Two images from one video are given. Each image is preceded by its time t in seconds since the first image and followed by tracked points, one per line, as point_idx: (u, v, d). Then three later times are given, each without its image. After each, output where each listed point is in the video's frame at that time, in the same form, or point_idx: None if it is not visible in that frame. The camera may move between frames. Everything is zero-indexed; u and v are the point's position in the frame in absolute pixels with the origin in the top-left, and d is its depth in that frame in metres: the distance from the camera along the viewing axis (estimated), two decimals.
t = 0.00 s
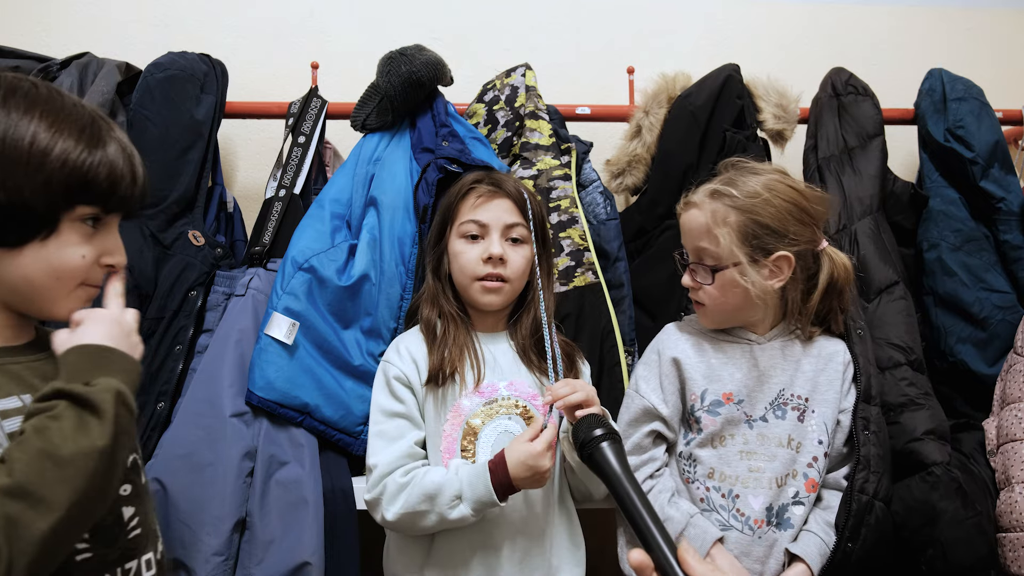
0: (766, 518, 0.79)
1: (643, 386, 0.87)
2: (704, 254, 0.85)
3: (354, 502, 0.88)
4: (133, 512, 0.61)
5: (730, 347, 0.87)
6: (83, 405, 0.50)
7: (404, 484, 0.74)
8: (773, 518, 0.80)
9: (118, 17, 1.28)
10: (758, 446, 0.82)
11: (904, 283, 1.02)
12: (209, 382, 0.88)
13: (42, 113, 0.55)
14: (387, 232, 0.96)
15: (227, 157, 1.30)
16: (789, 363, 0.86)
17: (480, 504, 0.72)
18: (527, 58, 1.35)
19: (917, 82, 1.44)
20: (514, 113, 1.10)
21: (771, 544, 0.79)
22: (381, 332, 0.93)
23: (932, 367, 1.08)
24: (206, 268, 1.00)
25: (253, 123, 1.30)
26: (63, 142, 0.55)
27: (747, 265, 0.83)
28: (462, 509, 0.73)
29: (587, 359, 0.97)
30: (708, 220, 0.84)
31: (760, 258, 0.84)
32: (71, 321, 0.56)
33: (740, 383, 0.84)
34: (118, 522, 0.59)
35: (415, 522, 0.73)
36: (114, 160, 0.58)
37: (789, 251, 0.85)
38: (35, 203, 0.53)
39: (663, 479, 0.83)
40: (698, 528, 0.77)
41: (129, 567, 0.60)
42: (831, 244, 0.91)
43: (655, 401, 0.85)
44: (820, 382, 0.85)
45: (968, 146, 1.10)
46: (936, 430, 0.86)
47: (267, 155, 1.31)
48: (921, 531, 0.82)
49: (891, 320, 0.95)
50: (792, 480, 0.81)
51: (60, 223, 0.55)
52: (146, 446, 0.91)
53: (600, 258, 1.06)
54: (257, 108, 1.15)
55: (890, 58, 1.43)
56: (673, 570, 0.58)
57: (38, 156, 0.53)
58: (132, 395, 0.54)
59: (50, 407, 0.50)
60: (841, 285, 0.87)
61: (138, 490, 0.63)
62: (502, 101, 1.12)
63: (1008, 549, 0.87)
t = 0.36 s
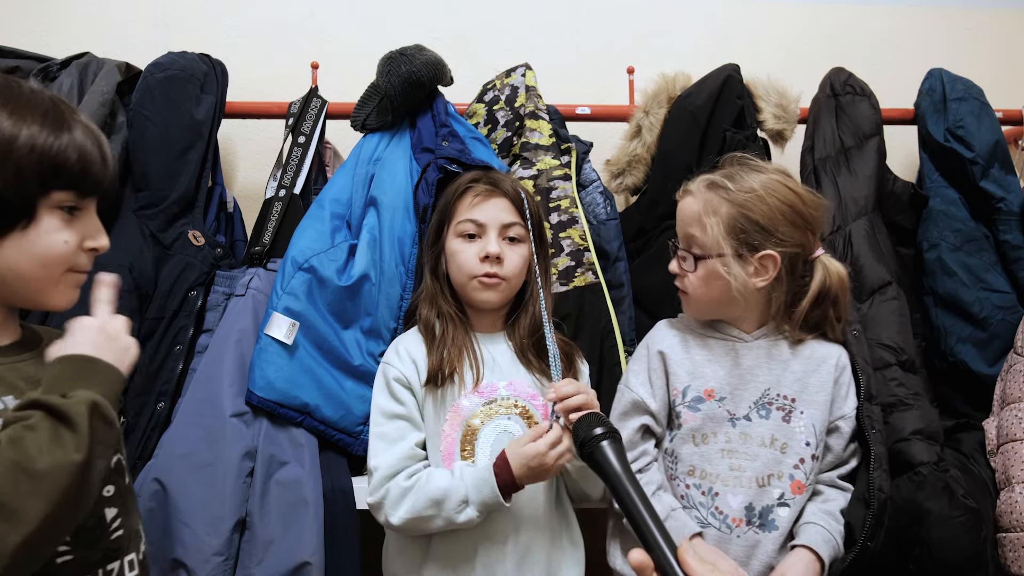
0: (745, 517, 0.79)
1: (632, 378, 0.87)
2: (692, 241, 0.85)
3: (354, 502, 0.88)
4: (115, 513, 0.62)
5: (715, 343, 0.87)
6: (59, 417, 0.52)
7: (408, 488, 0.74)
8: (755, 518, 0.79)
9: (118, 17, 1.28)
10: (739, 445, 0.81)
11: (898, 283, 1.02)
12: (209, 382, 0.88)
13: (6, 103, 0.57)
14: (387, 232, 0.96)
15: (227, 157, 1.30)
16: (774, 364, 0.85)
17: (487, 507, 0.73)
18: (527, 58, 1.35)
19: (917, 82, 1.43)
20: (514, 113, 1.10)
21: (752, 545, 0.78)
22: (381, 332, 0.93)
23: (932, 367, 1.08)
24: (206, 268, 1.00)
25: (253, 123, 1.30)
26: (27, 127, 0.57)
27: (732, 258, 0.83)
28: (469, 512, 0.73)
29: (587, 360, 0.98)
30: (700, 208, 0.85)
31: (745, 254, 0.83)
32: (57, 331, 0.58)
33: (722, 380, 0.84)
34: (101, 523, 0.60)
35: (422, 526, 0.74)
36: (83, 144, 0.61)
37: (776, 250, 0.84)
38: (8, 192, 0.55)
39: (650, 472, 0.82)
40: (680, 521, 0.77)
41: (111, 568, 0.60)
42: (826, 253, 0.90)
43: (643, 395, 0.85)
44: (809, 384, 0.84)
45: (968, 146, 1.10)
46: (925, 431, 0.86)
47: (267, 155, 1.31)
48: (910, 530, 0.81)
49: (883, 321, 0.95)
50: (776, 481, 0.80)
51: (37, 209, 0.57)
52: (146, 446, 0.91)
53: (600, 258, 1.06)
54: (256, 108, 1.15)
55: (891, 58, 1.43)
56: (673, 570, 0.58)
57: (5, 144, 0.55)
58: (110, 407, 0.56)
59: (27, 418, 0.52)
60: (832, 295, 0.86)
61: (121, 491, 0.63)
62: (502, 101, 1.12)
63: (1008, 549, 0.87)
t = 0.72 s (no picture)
0: (739, 515, 0.79)
1: (621, 382, 0.87)
2: (677, 238, 0.85)
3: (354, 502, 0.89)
4: (108, 510, 0.62)
5: (700, 343, 0.86)
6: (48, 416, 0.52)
7: (386, 480, 0.75)
8: (750, 516, 0.79)
9: (118, 17, 1.28)
10: (729, 444, 0.81)
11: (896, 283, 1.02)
12: (209, 382, 0.88)
13: None
14: (387, 232, 0.96)
15: (227, 157, 1.30)
16: (759, 363, 0.84)
17: (457, 496, 0.72)
18: (527, 58, 1.35)
19: (917, 82, 1.43)
20: (513, 113, 1.10)
21: (750, 543, 0.78)
22: (381, 332, 0.93)
23: (932, 367, 1.08)
24: (206, 268, 1.00)
25: (253, 122, 1.30)
26: (4, 125, 0.58)
27: (717, 259, 0.83)
28: (439, 500, 0.73)
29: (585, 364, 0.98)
30: (687, 209, 0.84)
31: (730, 256, 0.83)
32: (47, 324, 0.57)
33: (710, 380, 0.84)
34: (94, 520, 0.60)
35: (397, 516, 0.74)
36: (61, 142, 0.61)
37: (760, 253, 0.84)
38: None
39: (644, 472, 0.82)
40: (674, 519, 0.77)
41: (106, 564, 0.61)
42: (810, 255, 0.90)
43: (632, 398, 0.85)
44: (794, 381, 0.84)
45: (968, 146, 1.10)
46: (919, 430, 0.87)
47: (267, 155, 1.31)
48: (901, 530, 0.82)
49: (879, 320, 0.96)
50: (769, 478, 0.80)
51: (15, 208, 0.58)
52: (146, 446, 0.91)
53: (600, 258, 1.06)
54: (256, 108, 1.15)
55: (891, 58, 1.43)
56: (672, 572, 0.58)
57: None
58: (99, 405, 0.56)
59: (15, 416, 0.52)
60: (816, 295, 0.87)
61: (115, 488, 0.64)
62: (501, 101, 1.12)
63: (1008, 549, 0.87)
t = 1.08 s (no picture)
0: (754, 517, 0.79)
1: (627, 388, 0.86)
2: (676, 251, 0.84)
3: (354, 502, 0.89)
4: (104, 509, 0.62)
5: (707, 347, 0.86)
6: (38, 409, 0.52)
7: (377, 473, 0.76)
8: (764, 518, 0.79)
9: (118, 17, 1.28)
10: (740, 446, 0.81)
11: (897, 283, 1.02)
12: (209, 382, 0.88)
13: None
14: (387, 232, 0.96)
15: (227, 157, 1.30)
16: (767, 364, 0.85)
17: (439, 489, 0.72)
18: (527, 58, 1.35)
19: (917, 82, 1.43)
20: (513, 113, 1.10)
21: (764, 545, 0.78)
22: (381, 332, 0.93)
23: (932, 367, 1.08)
24: (206, 268, 1.00)
25: (253, 122, 1.30)
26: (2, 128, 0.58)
27: (720, 266, 0.82)
28: (423, 492, 0.73)
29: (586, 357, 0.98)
30: (680, 220, 0.84)
31: (733, 260, 0.83)
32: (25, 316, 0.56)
33: (719, 383, 0.84)
34: (89, 518, 0.60)
35: (387, 509, 0.75)
36: (59, 145, 0.62)
37: (763, 252, 0.85)
38: None
39: (653, 478, 0.83)
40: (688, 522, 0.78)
41: (102, 563, 0.61)
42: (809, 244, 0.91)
43: (639, 403, 0.84)
44: (803, 380, 0.84)
45: (968, 146, 1.10)
46: (920, 431, 0.87)
47: (267, 155, 1.31)
48: (905, 530, 0.81)
49: (881, 320, 0.96)
50: (781, 479, 0.80)
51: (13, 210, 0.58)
52: (146, 446, 0.91)
53: (600, 258, 1.06)
54: (256, 108, 1.15)
55: (891, 59, 1.43)
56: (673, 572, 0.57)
57: None
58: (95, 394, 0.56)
59: None
60: (816, 286, 0.87)
61: (109, 488, 0.64)
62: (501, 101, 1.12)
63: (1007, 549, 0.87)
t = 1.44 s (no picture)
0: (770, 519, 0.79)
1: (638, 391, 0.86)
2: (688, 258, 0.84)
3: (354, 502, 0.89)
4: (102, 505, 0.63)
5: (719, 348, 0.86)
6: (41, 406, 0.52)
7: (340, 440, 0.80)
8: (778, 519, 0.79)
9: (118, 17, 1.28)
10: (755, 447, 0.81)
11: (900, 283, 1.02)
12: (209, 382, 0.88)
13: None
14: (387, 232, 0.96)
15: (227, 157, 1.30)
16: (779, 366, 0.84)
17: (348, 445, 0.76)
18: (527, 58, 1.35)
19: (917, 82, 1.43)
20: (514, 113, 1.10)
21: (779, 546, 0.78)
22: (381, 332, 0.93)
23: (932, 367, 1.08)
24: (206, 268, 1.00)
25: (253, 123, 1.30)
26: None
27: (732, 272, 0.82)
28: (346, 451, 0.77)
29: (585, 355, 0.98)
30: (691, 226, 0.83)
31: (745, 265, 0.83)
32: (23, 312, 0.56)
33: (733, 384, 0.84)
34: (89, 515, 0.61)
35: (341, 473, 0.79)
36: (50, 149, 0.61)
37: (775, 255, 0.84)
38: None
39: (665, 480, 0.83)
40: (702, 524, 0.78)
41: (103, 558, 0.62)
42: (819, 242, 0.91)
43: (651, 406, 0.84)
44: (815, 380, 0.84)
45: (968, 146, 1.10)
46: (929, 431, 0.87)
47: (267, 155, 1.31)
48: (916, 531, 0.82)
49: (886, 321, 0.96)
50: (794, 480, 0.80)
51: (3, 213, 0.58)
52: (146, 446, 0.91)
53: (600, 258, 1.06)
54: (256, 108, 1.15)
55: (891, 59, 1.43)
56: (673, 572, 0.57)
57: None
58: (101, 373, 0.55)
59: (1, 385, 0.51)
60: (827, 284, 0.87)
61: (105, 484, 0.65)
62: (502, 101, 1.12)
63: (1007, 549, 0.87)
